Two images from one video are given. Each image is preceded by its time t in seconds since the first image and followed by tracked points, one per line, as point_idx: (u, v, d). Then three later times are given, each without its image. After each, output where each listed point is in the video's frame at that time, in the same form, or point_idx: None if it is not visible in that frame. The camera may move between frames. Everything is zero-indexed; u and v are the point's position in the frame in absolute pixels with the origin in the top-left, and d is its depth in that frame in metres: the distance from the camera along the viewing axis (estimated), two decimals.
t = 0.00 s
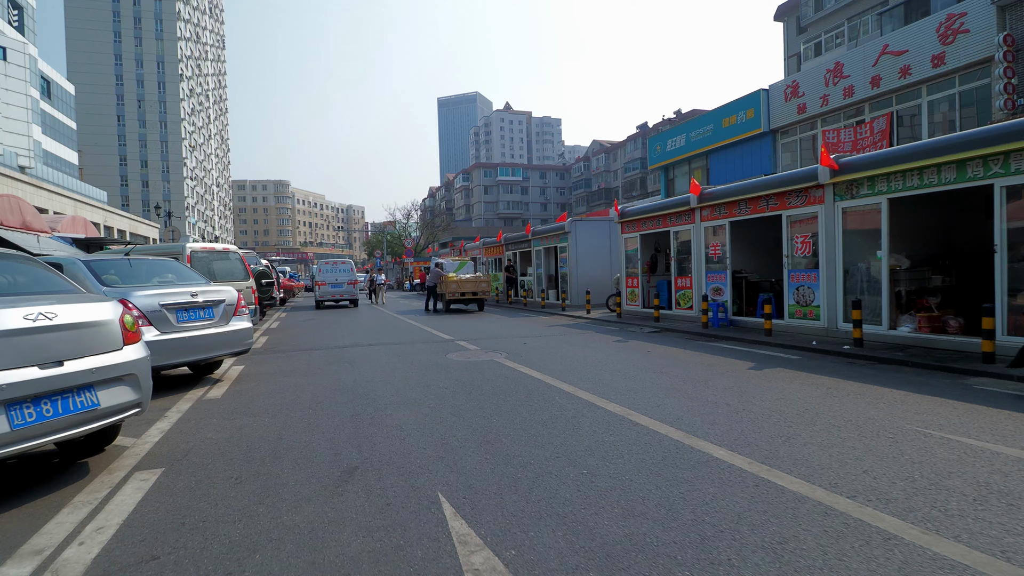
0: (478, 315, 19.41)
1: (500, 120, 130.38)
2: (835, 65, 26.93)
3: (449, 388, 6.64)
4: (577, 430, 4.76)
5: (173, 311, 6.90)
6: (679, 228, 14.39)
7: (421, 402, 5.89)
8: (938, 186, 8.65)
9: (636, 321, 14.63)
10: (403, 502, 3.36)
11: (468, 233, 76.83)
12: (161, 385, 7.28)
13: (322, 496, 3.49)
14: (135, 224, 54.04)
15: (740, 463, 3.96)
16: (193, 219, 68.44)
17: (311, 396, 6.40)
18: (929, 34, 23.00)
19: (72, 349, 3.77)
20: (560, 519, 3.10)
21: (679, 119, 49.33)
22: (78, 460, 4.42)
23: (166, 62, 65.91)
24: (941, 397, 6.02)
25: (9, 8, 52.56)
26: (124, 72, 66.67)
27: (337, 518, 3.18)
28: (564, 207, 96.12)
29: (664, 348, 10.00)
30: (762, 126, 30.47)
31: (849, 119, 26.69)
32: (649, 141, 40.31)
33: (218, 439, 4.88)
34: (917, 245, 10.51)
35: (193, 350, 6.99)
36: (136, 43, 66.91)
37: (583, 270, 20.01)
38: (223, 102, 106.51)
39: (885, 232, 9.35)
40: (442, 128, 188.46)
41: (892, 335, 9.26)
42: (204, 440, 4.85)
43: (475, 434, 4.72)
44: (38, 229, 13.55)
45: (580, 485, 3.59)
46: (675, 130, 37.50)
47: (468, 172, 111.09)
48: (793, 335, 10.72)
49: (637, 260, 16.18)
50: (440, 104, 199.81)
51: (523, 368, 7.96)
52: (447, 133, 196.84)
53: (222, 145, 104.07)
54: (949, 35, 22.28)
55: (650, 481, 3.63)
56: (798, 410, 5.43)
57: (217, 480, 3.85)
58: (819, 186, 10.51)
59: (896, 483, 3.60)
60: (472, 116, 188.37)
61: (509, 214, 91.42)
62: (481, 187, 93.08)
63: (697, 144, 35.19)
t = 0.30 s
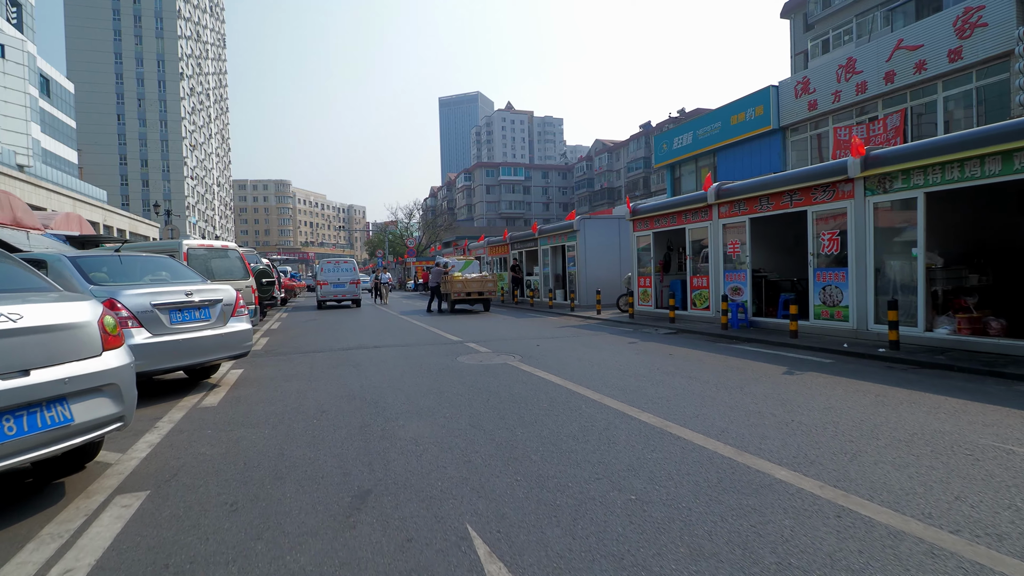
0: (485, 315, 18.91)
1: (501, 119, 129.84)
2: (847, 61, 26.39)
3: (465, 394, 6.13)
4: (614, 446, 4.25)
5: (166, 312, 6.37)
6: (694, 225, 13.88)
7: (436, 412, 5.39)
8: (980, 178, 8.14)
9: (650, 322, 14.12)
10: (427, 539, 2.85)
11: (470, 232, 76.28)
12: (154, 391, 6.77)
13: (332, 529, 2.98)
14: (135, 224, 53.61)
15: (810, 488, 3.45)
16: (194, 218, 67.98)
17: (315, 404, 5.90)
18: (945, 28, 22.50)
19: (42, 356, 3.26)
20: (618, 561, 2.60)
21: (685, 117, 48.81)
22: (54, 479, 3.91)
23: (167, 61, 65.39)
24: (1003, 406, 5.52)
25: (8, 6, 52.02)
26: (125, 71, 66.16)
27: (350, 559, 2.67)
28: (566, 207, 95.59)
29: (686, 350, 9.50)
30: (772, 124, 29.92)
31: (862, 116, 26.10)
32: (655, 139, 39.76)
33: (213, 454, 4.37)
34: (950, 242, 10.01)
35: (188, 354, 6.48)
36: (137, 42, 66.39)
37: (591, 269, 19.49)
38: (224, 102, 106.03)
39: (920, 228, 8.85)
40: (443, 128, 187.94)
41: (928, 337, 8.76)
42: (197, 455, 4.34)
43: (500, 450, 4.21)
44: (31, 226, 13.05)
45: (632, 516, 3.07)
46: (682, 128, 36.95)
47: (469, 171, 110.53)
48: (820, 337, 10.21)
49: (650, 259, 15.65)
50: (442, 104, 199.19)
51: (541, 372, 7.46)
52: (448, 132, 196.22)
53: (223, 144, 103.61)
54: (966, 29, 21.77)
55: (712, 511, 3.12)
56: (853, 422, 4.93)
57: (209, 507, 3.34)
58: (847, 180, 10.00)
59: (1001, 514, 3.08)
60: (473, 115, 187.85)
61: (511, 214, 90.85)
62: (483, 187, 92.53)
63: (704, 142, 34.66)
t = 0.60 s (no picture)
0: (490, 316, 18.41)
1: (503, 119, 129.24)
2: (858, 57, 25.85)
3: (478, 407, 5.61)
4: (653, 471, 3.75)
5: (153, 317, 5.86)
6: (709, 224, 13.38)
7: (448, 427, 4.89)
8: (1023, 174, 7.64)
9: (663, 324, 13.62)
10: None
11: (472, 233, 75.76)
12: (143, 401, 6.28)
13: None
14: (135, 224, 53.19)
15: (894, 528, 2.95)
16: (194, 218, 67.52)
17: (316, 417, 5.41)
18: (959, 23, 21.95)
19: None
20: None
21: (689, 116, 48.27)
22: (18, 511, 3.42)
23: (167, 60, 64.92)
24: None
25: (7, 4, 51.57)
26: (124, 70, 65.65)
27: None
28: (568, 207, 95.03)
29: (706, 355, 8.99)
30: (780, 122, 29.41)
31: (873, 114, 25.57)
32: (660, 137, 39.22)
33: (200, 478, 3.88)
34: (982, 242, 9.52)
35: (177, 362, 5.97)
36: (137, 41, 65.93)
37: (599, 269, 18.99)
38: (224, 101, 105.56)
39: (957, 226, 8.35)
40: (445, 128, 187.41)
41: (965, 341, 8.26)
42: (182, 481, 3.85)
43: (526, 475, 3.71)
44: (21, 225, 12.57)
45: (695, 567, 2.57)
46: (688, 126, 36.40)
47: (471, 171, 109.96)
48: (846, 342, 9.71)
49: (661, 259, 15.16)
50: (442, 103, 198.43)
51: (558, 381, 6.96)
52: (449, 132, 195.50)
53: (224, 144, 103.13)
54: (982, 25, 21.22)
55: (789, 561, 2.61)
56: (914, 441, 4.42)
57: (190, 551, 2.84)
58: (875, 176, 9.51)
59: None
60: (474, 115, 187.20)
61: (513, 214, 90.25)
62: (484, 187, 91.98)
63: (710, 140, 34.13)
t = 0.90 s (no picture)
0: (495, 318, 17.88)
1: (504, 118, 128.69)
2: (869, 53, 25.29)
3: (493, 420, 5.10)
4: (703, 503, 3.22)
5: (136, 321, 5.34)
6: (724, 222, 12.85)
7: (460, 445, 4.36)
8: None
9: (676, 326, 13.09)
10: None
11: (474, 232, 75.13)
12: (126, 412, 5.76)
13: None
14: (133, 223, 52.71)
15: None
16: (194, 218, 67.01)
17: (314, 432, 4.90)
18: (975, 17, 21.36)
19: None
20: None
21: (694, 114, 47.71)
22: None
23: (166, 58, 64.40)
24: None
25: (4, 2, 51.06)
26: (123, 69, 65.09)
27: None
28: (570, 207, 94.47)
29: (729, 360, 8.47)
30: (789, 119, 28.87)
31: (885, 111, 24.96)
32: (665, 135, 38.64)
33: (178, 510, 3.36)
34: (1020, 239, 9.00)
35: (162, 371, 5.45)
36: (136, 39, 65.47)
37: (607, 268, 18.46)
38: (224, 101, 105.07)
39: (998, 223, 7.83)
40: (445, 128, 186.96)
41: (1007, 346, 7.74)
42: (158, 514, 3.33)
43: (556, 508, 3.19)
44: (9, 222, 12.06)
45: None
46: (693, 124, 35.83)
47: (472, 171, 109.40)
48: (875, 345, 9.18)
49: (674, 258, 14.64)
50: (443, 103, 197.72)
51: (577, 389, 6.43)
52: (450, 132, 194.77)
53: (224, 143, 102.62)
54: (998, 18, 20.61)
55: None
56: (991, 464, 3.90)
57: None
58: (908, 170, 8.98)
59: None
60: (475, 115, 186.84)
61: (514, 214, 89.66)
62: (485, 186, 91.48)
63: (716, 138, 33.55)
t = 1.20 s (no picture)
0: (500, 318, 17.37)
1: (505, 118, 128.23)
2: (881, 47, 24.60)
3: (511, 433, 4.60)
4: (775, 539, 2.71)
5: (116, 322, 4.84)
6: (742, 219, 12.34)
7: (478, 463, 3.86)
8: None
9: (690, 327, 12.57)
10: None
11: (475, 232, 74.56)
12: (107, 422, 5.25)
13: None
14: (133, 223, 52.26)
15: None
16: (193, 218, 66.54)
17: (313, 445, 4.40)
18: (992, 10, 20.72)
19: None
20: None
21: (697, 113, 47.21)
22: None
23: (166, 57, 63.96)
24: None
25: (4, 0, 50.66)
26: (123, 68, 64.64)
27: None
28: (571, 207, 93.96)
29: (754, 363, 7.95)
30: (798, 116, 28.25)
31: (898, 106, 24.20)
32: (670, 133, 38.05)
33: (151, 545, 2.84)
34: None
35: (145, 376, 4.94)
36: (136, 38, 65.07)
37: (615, 268, 17.93)
38: (225, 101, 104.68)
39: None
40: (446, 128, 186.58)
41: None
42: (128, 549, 2.81)
43: (599, 547, 2.67)
44: None
45: None
46: (699, 121, 35.26)
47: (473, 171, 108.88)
48: (908, 347, 8.67)
49: (686, 256, 14.15)
50: (443, 102, 196.93)
51: (599, 396, 5.93)
52: (450, 131, 194.21)
53: (224, 143, 102.20)
54: (1016, 11, 19.93)
55: None
56: None
57: None
58: (942, 162, 8.48)
59: None
60: (475, 115, 186.48)
61: (516, 214, 89.11)
62: (487, 186, 91.01)
63: (723, 136, 32.93)
